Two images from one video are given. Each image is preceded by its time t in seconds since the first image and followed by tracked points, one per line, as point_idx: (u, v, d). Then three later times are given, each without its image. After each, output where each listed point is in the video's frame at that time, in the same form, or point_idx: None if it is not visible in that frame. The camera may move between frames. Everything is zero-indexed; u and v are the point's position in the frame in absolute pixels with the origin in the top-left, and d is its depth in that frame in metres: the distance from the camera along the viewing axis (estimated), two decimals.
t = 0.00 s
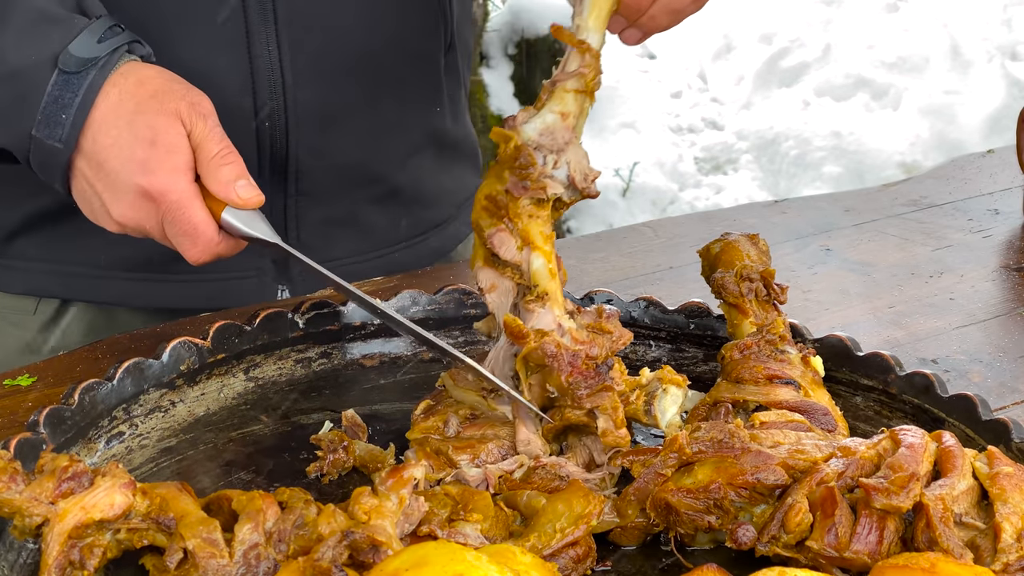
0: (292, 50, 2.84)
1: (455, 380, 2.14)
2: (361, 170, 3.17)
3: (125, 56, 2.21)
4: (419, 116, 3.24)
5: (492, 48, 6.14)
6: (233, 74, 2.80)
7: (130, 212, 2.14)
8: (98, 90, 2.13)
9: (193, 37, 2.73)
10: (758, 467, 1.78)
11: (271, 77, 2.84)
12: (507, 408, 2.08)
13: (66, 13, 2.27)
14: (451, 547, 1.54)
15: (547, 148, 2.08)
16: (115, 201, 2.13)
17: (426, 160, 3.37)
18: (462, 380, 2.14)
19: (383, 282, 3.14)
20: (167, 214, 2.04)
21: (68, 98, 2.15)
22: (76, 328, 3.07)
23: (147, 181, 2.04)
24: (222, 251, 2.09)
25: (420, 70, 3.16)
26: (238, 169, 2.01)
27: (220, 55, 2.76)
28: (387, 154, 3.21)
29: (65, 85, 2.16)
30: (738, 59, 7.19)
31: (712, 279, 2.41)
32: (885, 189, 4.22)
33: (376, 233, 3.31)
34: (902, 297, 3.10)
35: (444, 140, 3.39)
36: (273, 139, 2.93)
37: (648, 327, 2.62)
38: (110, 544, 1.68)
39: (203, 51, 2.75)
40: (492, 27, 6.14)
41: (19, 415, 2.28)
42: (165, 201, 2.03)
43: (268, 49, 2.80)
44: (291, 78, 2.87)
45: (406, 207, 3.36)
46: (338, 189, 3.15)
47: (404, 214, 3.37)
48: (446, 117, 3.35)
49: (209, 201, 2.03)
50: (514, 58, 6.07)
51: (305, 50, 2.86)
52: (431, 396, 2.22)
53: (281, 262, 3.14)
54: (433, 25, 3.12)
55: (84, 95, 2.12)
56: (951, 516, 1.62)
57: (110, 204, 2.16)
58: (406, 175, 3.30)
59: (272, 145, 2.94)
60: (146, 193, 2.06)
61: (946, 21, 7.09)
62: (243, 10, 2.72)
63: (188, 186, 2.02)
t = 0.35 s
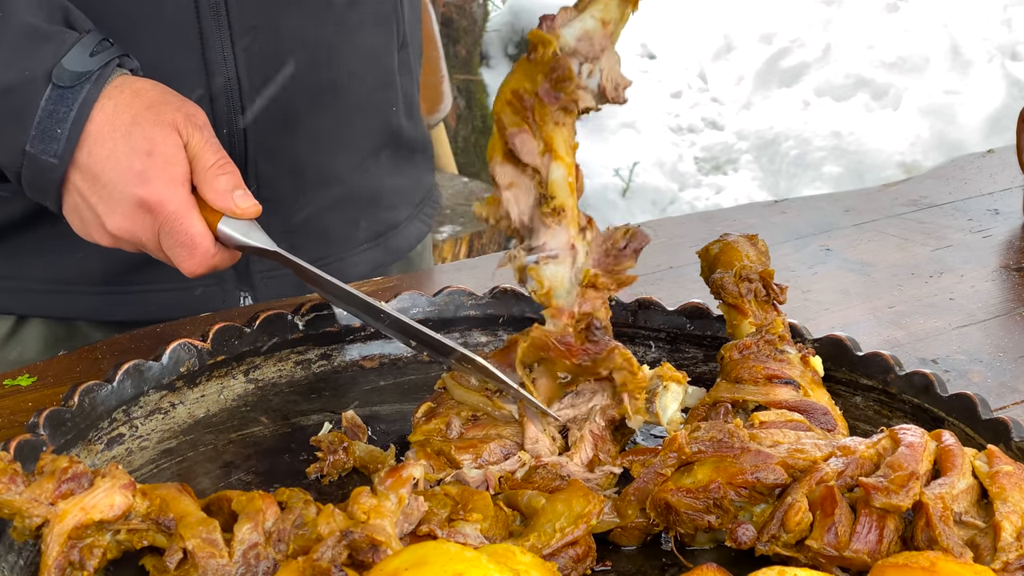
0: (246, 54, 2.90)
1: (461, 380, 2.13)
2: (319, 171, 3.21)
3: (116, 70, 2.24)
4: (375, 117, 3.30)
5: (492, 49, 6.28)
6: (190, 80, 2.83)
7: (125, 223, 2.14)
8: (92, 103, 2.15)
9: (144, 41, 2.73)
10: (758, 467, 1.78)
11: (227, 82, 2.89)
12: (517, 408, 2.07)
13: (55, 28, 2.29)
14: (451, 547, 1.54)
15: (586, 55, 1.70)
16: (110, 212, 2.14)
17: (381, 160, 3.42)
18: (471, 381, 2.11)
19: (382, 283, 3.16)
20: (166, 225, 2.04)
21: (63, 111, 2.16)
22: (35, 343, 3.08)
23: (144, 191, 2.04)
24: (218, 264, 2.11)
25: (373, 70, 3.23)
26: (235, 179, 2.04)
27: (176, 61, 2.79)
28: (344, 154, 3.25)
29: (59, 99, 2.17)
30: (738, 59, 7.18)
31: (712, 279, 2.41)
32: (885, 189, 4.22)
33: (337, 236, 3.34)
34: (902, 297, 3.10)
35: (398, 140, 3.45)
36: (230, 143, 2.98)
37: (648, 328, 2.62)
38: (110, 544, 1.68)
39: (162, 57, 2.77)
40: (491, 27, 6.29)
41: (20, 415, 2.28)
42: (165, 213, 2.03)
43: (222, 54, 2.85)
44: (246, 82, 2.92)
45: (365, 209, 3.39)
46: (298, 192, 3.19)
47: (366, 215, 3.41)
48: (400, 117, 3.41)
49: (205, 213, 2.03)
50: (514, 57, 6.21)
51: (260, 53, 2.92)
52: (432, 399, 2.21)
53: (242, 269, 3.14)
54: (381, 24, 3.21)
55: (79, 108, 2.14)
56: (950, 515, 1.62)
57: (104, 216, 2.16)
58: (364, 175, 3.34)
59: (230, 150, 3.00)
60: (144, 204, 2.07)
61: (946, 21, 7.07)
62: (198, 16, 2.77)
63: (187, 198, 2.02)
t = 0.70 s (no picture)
0: (219, 57, 2.86)
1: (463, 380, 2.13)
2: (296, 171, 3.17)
3: (99, 76, 2.26)
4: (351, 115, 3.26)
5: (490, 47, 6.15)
6: (164, 85, 2.82)
7: (121, 230, 2.16)
8: (79, 112, 2.16)
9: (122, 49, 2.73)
10: (758, 467, 1.78)
11: (201, 82, 2.86)
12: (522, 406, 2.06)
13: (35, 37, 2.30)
14: (451, 547, 1.54)
15: None
16: (104, 221, 2.16)
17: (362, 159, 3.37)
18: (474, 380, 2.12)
19: (381, 282, 3.16)
20: (161, 232, 2.05)
21: (49, 122, 2.16)
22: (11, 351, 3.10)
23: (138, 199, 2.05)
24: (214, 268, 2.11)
25: (348, 69, 3.18)
26: (228, 183, 2.02)
27: (151, 67, 2.78)
28: (322, 154, 3.21)
29: (45, 110, 2.17)
30: (739, 59, 7.31)
31: (712, 279, 2.41)
32: (885, 189, 4.22)
33: (317, 237, 3.29)
34: (902, 297, 3.10)
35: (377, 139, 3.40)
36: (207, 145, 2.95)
37: (648, 328, 2.62)
38: (110, 544, 1.68)
39: (135, 60, 2.75)
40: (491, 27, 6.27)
41: (19, 415, 2.28)
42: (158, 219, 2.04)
43: (195, 55, 2.82)
44: (221, 83, 2.89)
45: (345, 208, 3.34)
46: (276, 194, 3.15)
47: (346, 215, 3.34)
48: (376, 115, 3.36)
49: (199, 218, 2.03)
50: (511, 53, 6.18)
51: (233, 55, 2.88)
52: (434, 396, 2.21)
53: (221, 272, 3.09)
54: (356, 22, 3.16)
55: (65, 118, 2.15)
56: (950, 516, 1.62)
57: (98, 224, 2.18)
58: (343, 174, 3.29)
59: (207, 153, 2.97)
60: (137, 212, 2.08)
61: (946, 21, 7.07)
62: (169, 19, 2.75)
63: (180, 205, 2.03)
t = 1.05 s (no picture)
0: (202, 56, 2.84)
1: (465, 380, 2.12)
2: (286, 168, 3.13)
3: (86, 86, 2.25)
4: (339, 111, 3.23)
5: (491, 48, 6.15)
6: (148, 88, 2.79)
7: (115, 241, 2.16)
8: (67, 124, 2.16)
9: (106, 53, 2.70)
10: (758, 467, 1.78)
11: (184, 82, 2.83)
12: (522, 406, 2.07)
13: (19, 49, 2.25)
14: (451, 547, 1.54)
15: None
16: (98, 232, 2.17)
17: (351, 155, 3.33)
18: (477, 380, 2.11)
19: (381, 282, 3.16)
20: (155, 240, 2.06)
21: (38, 135, 2.15)
22: None
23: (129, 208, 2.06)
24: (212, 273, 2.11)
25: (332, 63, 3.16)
26: (218, 189, 2.01)
27: (134, 70, 2.75)
28: (310, 151, 3.17)
29: (32, 123, 2.16)
30: (739, 59, 7.31)
31: (712, 279, 2.41)
32: (885, 189, 4.22)
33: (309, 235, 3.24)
34: (902, 297, 3.10)
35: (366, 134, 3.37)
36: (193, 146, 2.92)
37: (648, 328, 2.62)
38: (110, 543, 1.68)
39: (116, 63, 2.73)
40: (491, 27, 6.23)
41: (19, 415, 2.28)
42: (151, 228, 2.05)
43: (178, 55, 2.80)
44: (204, 82, 2.86)
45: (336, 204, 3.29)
46: (264, 193, 3.11)
47: (336, 211, 3.29)
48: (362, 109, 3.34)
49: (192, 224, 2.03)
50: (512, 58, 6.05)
51: (215, 53, 2.86)
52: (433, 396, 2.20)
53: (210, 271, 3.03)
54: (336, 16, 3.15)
55: (53, 131, 2.14)
56: (951, 516, 1.62)
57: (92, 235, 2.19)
58: (333, 171, 3.25)
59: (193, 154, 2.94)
60: (131, 223, 2.08)
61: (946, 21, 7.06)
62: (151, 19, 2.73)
63: (173, 212, 2.04)
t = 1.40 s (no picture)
0: (203, 53, 2.72)
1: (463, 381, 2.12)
2: (287, 168, 3.04)
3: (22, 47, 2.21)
4: (341, 108, 3.14)
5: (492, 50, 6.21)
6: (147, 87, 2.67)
7: (65, 194, 2.13)
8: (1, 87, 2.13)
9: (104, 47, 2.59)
10: (758, 467, 1.79)
11: (185, 82, 2.72)
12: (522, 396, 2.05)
13: None
14: (451, 547, 1.53)
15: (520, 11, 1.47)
16: (40, 192, 2.13)
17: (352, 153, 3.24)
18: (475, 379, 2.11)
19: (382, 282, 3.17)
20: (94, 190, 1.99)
21: None
22: None
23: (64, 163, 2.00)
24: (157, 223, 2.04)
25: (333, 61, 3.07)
26: (153, 133, 1.91)
27: (133, 70, 2.64)
28: (311, 150, 3.08)
29: None
30: (739, 59, 7.28)
31: (712, 279, 2.41)
32: (885, 189, 4.22)
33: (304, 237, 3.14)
34: (902, 297, 3.10)
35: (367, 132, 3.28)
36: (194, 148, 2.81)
37: (648, 327, 2.62)
38: (110, 543, 1.68)
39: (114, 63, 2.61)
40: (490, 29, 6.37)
41: (19, 415, 2.28)
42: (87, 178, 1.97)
43: (178, 54, 2.68)
44: (205, 82, 2.75)
45: (334, 206, 3.20)
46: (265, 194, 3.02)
47: (336, 211, 3.21)
48: (364, 109, 3.24)
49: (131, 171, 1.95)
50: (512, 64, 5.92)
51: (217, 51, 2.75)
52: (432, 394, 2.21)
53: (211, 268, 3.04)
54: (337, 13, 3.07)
55: None
56: (951, 517, 1.62)
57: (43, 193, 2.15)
58: (334, 170, 3.16)
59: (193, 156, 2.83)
60: (67, 177, 2.03)
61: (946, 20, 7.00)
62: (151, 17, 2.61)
63: (106, 161, 1.95)
